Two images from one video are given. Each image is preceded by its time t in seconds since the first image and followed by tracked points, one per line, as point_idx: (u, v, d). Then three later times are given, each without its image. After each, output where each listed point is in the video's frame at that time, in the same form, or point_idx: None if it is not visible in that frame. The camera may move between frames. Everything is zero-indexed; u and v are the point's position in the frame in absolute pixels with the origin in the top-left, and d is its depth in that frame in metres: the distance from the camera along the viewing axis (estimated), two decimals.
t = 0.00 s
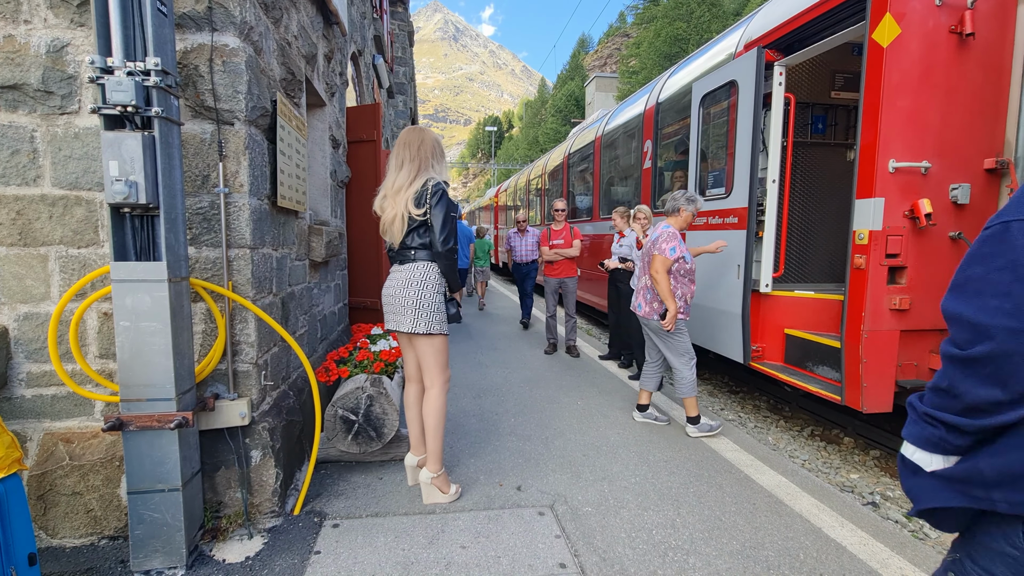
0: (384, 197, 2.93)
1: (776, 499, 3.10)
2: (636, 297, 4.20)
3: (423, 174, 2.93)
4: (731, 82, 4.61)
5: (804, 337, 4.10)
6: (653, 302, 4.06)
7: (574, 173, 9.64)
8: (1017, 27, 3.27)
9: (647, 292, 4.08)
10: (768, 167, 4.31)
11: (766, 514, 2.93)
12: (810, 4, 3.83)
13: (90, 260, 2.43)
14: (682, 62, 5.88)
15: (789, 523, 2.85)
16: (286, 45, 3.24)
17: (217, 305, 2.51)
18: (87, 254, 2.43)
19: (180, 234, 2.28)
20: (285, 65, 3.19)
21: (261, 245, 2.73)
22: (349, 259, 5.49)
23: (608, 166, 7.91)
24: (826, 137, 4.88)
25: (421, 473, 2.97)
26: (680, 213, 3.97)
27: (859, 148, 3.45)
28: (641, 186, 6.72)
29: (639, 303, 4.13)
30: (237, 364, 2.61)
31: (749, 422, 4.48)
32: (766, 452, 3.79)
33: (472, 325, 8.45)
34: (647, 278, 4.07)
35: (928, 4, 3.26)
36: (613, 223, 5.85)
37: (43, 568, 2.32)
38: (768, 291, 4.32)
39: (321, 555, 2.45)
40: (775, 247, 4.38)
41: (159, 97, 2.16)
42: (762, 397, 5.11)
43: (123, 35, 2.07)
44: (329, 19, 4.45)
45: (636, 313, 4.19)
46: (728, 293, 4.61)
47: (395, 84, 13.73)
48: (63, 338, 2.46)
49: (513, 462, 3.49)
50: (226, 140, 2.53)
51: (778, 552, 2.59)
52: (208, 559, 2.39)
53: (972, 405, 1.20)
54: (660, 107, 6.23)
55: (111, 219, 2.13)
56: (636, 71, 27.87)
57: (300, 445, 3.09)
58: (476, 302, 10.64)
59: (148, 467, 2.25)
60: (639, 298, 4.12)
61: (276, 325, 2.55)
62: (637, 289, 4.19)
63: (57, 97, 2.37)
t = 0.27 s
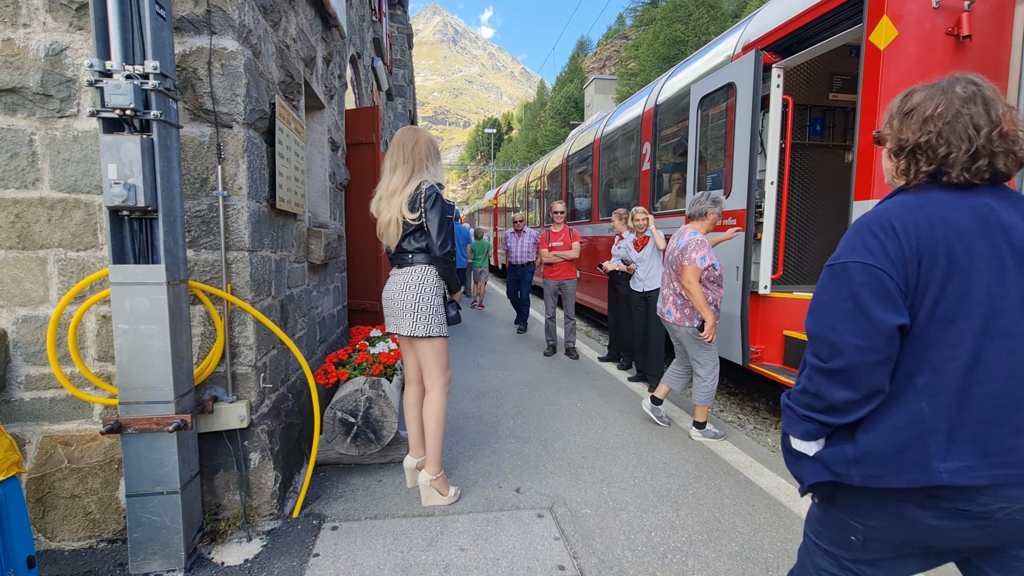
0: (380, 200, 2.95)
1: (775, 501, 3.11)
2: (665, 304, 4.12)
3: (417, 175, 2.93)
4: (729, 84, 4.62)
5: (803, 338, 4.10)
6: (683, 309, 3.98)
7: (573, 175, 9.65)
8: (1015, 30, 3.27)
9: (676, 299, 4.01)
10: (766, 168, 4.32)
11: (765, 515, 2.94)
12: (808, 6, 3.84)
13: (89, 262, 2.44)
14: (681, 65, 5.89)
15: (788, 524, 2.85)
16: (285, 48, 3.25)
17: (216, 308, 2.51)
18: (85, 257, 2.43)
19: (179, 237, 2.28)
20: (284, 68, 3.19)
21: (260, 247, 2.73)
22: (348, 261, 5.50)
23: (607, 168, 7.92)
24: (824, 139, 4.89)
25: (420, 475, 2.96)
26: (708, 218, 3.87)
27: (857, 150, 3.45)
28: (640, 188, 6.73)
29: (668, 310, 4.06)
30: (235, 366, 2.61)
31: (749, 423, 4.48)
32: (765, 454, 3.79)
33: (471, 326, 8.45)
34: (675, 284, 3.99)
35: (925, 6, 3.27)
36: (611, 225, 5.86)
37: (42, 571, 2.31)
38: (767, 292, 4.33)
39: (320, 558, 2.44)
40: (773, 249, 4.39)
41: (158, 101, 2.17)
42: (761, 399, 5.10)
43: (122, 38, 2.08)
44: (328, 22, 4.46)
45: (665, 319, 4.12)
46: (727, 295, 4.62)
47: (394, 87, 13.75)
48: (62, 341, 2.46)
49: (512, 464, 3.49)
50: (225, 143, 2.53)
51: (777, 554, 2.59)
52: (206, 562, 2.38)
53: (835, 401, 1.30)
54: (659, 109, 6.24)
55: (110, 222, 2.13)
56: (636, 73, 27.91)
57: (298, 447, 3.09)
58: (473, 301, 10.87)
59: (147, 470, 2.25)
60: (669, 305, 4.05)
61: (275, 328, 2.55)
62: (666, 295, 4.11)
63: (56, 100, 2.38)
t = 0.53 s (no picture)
0: (376, 204, 2.95)
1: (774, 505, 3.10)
2: (680, 306, 4.22)
3: (412, 179, 2.93)
4: (728, 87, 4.63)
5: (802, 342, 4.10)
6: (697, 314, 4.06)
7: (572, 177, 9.66)
8: (1013, 33, 3.28)
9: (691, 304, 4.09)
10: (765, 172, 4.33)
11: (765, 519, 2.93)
12: (806, 10, 3.86)
13: (87, 267, 2.44)
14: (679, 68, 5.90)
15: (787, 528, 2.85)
16: (284, 52, 3.26)
17: (213, 312, 2.51)
18: (83, 261, 2.43)
19: (176, 242, 2.28)
20: (283, 72, 3.20)
21: (258, 251, 2.73)
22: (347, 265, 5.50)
23: (606, 171, 7.93)
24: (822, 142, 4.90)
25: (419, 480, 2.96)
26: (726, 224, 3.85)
27: (855, 153, 3.45)
28: (639, 191, 6.74)
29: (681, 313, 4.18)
30: (233, 370, 2.60)
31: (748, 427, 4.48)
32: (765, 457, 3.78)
33: (471, 330, 8.45)
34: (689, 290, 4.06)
35: (923, 10, 3.28)
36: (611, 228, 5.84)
37: None
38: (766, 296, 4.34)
39: (318, 563, 2.44)
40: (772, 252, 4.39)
41: (156, 105, 2.17)
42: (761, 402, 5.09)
43: (121, 43, 2.08)
44: (327, 26, 4.47)
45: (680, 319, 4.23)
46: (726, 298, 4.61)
47: (394, 91, 13.78)
48: (59, 345, 2.46)
49: (511, 468, 3.48)
50: (223, 147, 2.53)
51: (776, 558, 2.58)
52: (204, 567, 2.37)
53: (706, 346, 1.76)
54: (658, 113, 6.25)
55: (107, 226, 2.13)
56: (635, 76, 27.97)
57: (297, 452, 3.08)
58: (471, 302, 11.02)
59: (144, 475, 2.25)
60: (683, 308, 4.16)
61: (273, 332, 2.55)
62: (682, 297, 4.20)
63: (54, 105, 2.38)
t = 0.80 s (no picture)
0: (374, 205, 2.95)
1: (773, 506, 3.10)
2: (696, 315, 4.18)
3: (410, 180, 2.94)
4: (727, 88, 4.64)
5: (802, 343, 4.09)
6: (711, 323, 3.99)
7: (572, 179, 9.66)
8: (1010, 35, 3.28)
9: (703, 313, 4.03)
10: (765, 173, 4.35)
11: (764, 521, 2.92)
12: (804, 12, 3.87)
13: (86, 267, 2.44)
14: (678, 69, 5.91)
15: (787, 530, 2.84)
16: (284, 53, 3.26)
17: (212, 313, 2.51)
18: (83, 262, 2.43)
19: (176, 243, 2.28)
20: (283, 73, 3.20)
21: (257, 252, 2.73)
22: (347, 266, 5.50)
23: (606, 172, 7.94)
24: (821, 143, 4.91)
25: (418, 480, 2.96)
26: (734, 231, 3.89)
27: (854, 154, 3.46)
28: (638, 192, 6.74)
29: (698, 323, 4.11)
30: (232, 371, 2.60)
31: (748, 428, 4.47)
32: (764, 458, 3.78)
33: (471, 331, 8.45)
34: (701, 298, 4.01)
35: (921, 11, 3.28)
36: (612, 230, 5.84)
37: None
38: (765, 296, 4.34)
39: (317, 564, 2.43)
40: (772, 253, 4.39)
41: (156, 106, 2.17)
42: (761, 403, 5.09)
43: (120, 44, 2.08)
44: (327, 27, 4.48)
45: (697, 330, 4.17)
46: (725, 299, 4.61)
47: (394, 92, 13.80)
48: (58, 346, 2.46)
49: (510, 469, 3.48)
50: (223, 148, 2.53)
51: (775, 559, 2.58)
52: (202, 568, 2.37)
53: (644, 337, 2.10)
54: (657, 114, 6.26)
55: (107, 227, 2.13)
56: (635, 77, 28.00)
57: (296, 452, 3.08)
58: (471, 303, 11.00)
59: (143, 475, 2.24)
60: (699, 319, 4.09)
61: (272, 333, 2.55)
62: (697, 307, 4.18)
63: (54, 106, 2.38)
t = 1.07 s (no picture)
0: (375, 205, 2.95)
1: (775, 505, 3.08)
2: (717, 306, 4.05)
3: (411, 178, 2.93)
4: (729, 87, 4.62)
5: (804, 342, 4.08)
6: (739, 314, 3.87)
7: (574, 178, 9.65)
8: (1012, 33, 3.27)
9: (733, 303, 3.90)
10: (766, 172, 4.33)
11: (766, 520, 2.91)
12: (806, 10, 3.84)
13: (86, 265, 2.43)
14: (680, 68, 5.89)
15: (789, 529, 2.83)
16: (285, 51, 3.25)
17: (212, 311, 2.50)
18: (83, 260, 2.43)
19: (175, 240, 2.27)
20: (283, 71, 3.19)
21: (258, 250, 2.73)
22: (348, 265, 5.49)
23: (608, 171, 7.92)
24: (823, 142, 4.89)
25: (418, 479, 2.95)
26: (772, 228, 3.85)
27: (855, 153, 3.44)
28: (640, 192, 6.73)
29: (721, 314, 3.98)
30: (232, 369, 2.60)
31: (749, 427, 4.46)
32: (766, 458, 3.76)
33: (472, 330, 8.44)
34: (734, 288, 3.88)
35: (923, 10, 3.27)
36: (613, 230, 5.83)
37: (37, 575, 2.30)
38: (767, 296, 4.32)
39: (316, 562, 2.43)
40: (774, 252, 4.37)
41: (155, 103, 2.16)
42: (763, 403, 5.07)
43: (120, 41, 2.08)
44: (328, 26, 4.47)
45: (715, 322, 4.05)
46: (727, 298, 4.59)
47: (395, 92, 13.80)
48: (58, 344, 2.45)
49: (511, 468, 3.47)
50: (223, 146, 2.53)
51: (777, 559, 2.57)
52: (202, 567, 2.37)
53: (602, 307, 2.48)
54: (659, 113, 6.25)
55: (106, 224, 2.13)
56: (636, 77, 27.97)
57: (296, 451, 3.08)
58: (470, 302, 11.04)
59: (142, 474, 2.24)
60: (724, 309, 3.96)
61: (272, 331, 2.54)
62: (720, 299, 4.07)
63: (54, 103, 2.38)
